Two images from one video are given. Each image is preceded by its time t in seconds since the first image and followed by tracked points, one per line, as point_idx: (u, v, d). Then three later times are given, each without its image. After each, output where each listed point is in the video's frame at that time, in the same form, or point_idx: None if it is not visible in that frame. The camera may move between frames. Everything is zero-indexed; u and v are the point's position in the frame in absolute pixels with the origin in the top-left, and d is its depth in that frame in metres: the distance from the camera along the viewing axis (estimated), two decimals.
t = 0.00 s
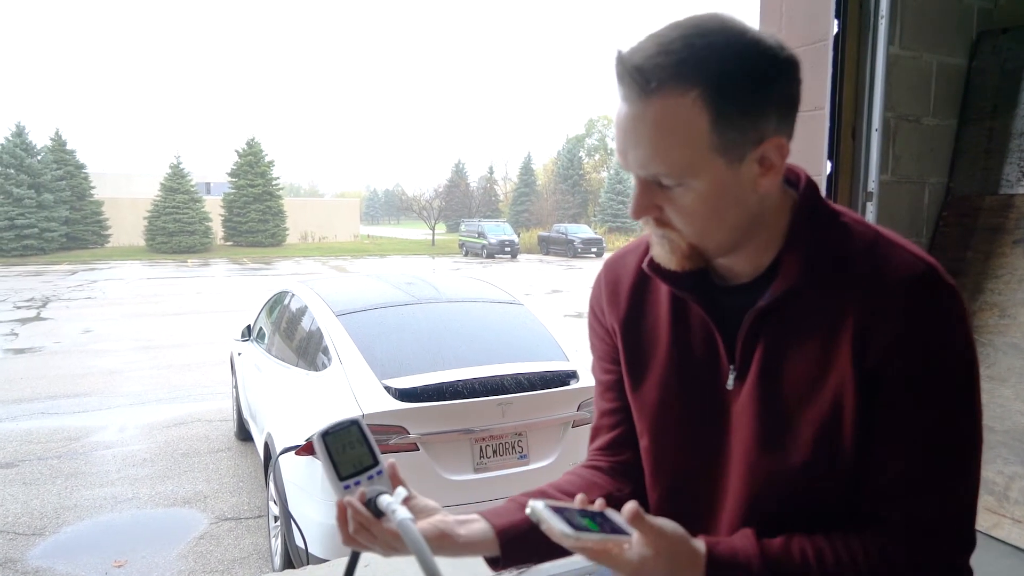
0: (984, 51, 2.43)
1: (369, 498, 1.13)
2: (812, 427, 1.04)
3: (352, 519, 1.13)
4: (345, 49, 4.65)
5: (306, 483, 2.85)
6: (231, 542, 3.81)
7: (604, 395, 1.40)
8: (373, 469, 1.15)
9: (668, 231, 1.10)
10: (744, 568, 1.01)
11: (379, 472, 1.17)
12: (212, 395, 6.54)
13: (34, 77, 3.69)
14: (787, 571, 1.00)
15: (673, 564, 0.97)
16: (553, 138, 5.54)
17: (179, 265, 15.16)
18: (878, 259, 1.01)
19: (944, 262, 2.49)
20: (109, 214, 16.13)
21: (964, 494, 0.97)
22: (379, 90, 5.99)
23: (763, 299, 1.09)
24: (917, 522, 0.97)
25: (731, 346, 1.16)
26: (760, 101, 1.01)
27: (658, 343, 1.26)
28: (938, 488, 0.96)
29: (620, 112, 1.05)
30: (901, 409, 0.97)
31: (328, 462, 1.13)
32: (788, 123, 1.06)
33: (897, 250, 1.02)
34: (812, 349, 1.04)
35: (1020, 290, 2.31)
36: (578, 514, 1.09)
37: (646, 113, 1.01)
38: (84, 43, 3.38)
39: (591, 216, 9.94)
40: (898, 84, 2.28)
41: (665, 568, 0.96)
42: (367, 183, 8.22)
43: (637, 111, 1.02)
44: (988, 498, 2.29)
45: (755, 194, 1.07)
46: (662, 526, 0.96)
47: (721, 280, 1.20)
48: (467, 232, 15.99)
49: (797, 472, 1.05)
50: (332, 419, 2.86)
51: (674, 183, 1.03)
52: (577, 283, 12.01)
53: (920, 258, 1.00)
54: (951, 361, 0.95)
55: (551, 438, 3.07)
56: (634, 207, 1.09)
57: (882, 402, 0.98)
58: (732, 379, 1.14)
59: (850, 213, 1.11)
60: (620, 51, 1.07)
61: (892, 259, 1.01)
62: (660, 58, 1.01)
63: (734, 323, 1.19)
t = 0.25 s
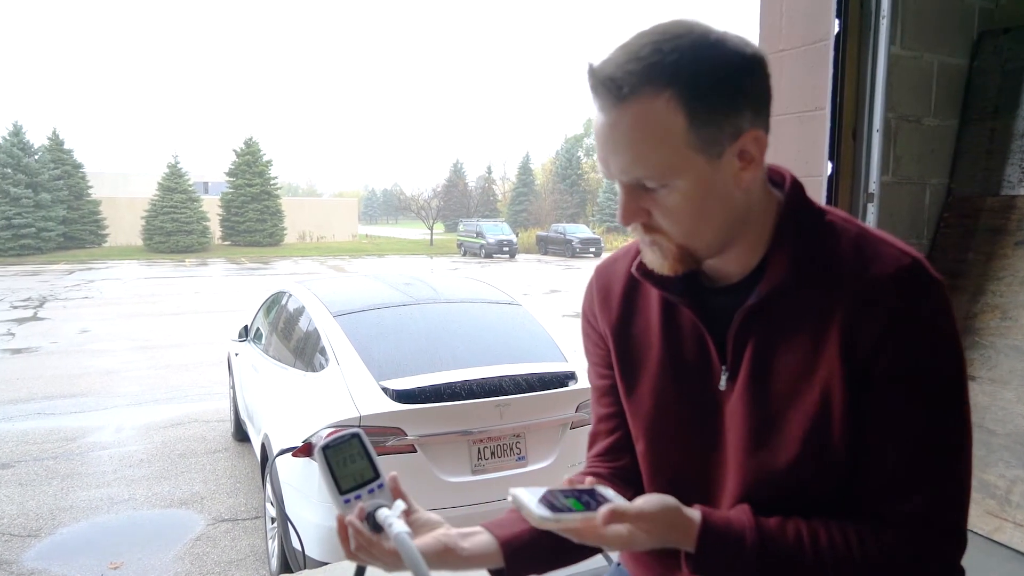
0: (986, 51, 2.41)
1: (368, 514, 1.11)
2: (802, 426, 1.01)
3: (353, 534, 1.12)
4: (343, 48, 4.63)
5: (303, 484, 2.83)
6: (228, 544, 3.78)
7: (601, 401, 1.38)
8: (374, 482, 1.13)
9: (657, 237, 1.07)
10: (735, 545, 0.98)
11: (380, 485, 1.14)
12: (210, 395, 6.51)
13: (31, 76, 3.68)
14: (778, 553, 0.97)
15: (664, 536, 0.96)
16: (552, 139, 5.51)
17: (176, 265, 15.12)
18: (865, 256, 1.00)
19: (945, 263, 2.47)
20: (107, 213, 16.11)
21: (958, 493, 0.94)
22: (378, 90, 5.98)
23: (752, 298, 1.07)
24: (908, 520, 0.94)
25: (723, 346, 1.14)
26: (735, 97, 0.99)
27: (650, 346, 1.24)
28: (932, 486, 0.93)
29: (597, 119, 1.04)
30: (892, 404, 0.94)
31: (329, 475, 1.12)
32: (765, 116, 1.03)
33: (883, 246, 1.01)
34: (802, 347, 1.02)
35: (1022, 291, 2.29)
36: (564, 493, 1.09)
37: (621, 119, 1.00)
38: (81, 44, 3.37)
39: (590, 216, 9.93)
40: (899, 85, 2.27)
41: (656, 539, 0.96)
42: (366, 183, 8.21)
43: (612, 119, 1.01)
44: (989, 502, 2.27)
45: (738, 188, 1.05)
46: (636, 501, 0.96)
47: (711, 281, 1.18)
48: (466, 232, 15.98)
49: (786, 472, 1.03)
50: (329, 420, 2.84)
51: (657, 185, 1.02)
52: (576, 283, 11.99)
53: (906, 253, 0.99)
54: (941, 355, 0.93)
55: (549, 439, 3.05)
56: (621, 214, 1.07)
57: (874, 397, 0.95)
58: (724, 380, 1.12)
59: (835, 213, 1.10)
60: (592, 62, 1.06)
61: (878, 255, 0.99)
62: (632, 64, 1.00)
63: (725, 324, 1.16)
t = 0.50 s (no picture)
0: (988, 49, 2.39)
1: (364, 518, 1.09)
2: (791, 422, 0.98)
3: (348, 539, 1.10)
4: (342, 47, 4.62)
5: (300, 485, 2.81)
6: (226, 544, 3.75)
7: (596, 399, 1.36)
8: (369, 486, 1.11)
9: (659, 231, 1.04)
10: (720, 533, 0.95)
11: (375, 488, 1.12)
12: (208, 395, 6.48)
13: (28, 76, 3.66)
14: (763, 545, 0.94)
15: (647, 519, 0.94)
16: (552, 137, 5.48)
17: (175, 265, 15.09)
18: (859, 251, 0.98)
19: (948, 262, 2.45)
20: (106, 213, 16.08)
21: (947, 496, 0.91)
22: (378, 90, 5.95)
23: (745, 293, 1.05)
24: (895, 521, 0.91)
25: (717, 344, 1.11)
26: (729, 82, 0.98)
27: (643, 343, 1.22)
28: (921, 486, 0.91)
29: (591, 111, 1.01)
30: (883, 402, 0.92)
31: (323, 481, 1.09)
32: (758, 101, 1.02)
33: (879, 241, 0.98)
34: (793, 343, 1.00)
35: None
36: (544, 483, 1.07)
37: (618, 109, 0.98)
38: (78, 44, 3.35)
39: (589, 216, 9.90)
40: (901, 82, 2.24)
41: (638, 523, 0.94)
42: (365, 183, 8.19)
43: (607, 109, 0.99)
44: (992, 503, 2.24)
45: (737, 177, 1.03)
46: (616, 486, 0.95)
47: (705, 278, 1.15)
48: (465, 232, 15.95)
49: (773, 471, 1.00)
50: (326, 420, 2.82)
51: (657, 176, 0.99)
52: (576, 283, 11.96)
53: (903, 249, 0.96)
54: (936, 353, 0.90)
55: (548, 439, 3.03)
56: (621, 209, 1.04)
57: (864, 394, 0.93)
58: (717, 377, 1.10)
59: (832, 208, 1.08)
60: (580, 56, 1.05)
61: (873, 249, 0.97)
62: (624, 53, 0.98)
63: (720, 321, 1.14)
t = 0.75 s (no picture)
0: (989, 48, 2.37)
1: (358, 524, 1.07)
2: (797, 424, 0.97)
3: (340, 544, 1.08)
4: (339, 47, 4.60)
5: (297, 485, 2.79)
6: (222, 545, 3.73)
7: (596, 399, 1.35)
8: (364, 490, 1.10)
9: (663, 228, 1.03)
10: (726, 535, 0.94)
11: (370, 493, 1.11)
12: (205, 395, 6.45)
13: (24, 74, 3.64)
14: (771, 548, 0.93)
15: (652, 521, 0.92)
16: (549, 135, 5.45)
17: (172, 265, 15.04)
18: (868, 249, 0.96)
19: (947, 261, 2.44)
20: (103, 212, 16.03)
21: (954, 500, 0.90)
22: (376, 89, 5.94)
23: (750, 291, 1.03)
24: (900, 525, 0.90)
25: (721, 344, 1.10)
26: (736, 75, 0.97)
27: (644, 343, 1.21)
28: (929, 489, 0.89)
29: (593, 104, 1.00)
30: (890, 406, 0.90)
31: (316, 485, 1.08)
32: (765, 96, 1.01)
33: (888, 238, 0.96)
34: (799, 342, 0.98)
35: None
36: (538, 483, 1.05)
37: (621, 102, 0.96)
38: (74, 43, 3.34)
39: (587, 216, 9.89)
40: (902, 80, 2.23)
41: (644, 525, 0.92)
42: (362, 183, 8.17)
43: (610, 102, 0.97)
44: (993, 503, 2.23)
45: (742, 172, 1.02)
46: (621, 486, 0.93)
47: (708, 277, 1.14)
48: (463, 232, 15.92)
49: (778, 474, 0.99)
50: (323, 420, 2.80)
51: (660, 171, 0.98)
52: (574, 283, 11.94)
53: (912, 246, 0.94)
54: (944, 357, 0.89)
55: (545, 440, 3.02)
56: (623, 206, 1.03)
57: (872, 395, 0.91)
58: (720, 378, 1.08)
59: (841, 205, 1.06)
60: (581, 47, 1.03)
61: (882, 248, 0.95)
62: (628, 43, 0.97)
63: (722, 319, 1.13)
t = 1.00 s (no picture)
0: (990, 47, 2.36)
1: (362, 534, 1.07)
2: (811, 431, 0.96)
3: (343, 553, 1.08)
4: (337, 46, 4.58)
5: (295, 486, 2.77)
6: (220, 546, 3.71)
7: (602, 401, 1.34)
8: (368, 498, 1.09)
9: (678, 233, 1.01)
10: (743, 542, 0.92)
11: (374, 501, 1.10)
12: (203, 395, 6.43)
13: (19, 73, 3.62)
14: (787, 556, 0.91)
15: (667, 524, 0.90)
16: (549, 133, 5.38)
17: (170, 265, 15.01)
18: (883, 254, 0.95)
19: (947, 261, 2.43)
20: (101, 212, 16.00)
21: (969, 509, 0.90)
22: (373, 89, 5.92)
23: (762, 296, 1.02)
24: (916, 536, 0.89)
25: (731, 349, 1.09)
26: (756, 75, 0.96)
27: (652, 346, 1.20)
28: (944, 496, 0.89)
29: (609, 104, 0.98)
30: (907, 413, 0.90)
31: (320, 493, 1.07)
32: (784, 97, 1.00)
33: (903, 244, 0.96)
34: (813, 348, 0.97)
35: None
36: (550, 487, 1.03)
37: (639, 103, 0.94)
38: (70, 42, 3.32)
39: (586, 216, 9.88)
40: (903, 80, 2.22)
41: (659, 528, 0.89)
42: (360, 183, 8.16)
43: (626, 102, 0.95)
44: (994, 504, 2.23)
45: (760, 175, 1.01)
46: (636, 488, 0.91)
47: (719, 280, 1.13)
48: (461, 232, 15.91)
49: (791, 481, 0.98)
50: (322, 421, 2.79)
51: (677, 175, 0.96)
52: (572, 283, 11.93)
53: (927, 251, 0.94)
54: (962, 364, 0.88)
55: (544, 441, 3.00)
56: (637, 211, 1.01)
57: (889, 402, 0.91)
58: (730, 384, 1.07)
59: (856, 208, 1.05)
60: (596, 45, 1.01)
61: (900, 252, 0.94)
62: (647, 42, 0.95)
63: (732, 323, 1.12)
